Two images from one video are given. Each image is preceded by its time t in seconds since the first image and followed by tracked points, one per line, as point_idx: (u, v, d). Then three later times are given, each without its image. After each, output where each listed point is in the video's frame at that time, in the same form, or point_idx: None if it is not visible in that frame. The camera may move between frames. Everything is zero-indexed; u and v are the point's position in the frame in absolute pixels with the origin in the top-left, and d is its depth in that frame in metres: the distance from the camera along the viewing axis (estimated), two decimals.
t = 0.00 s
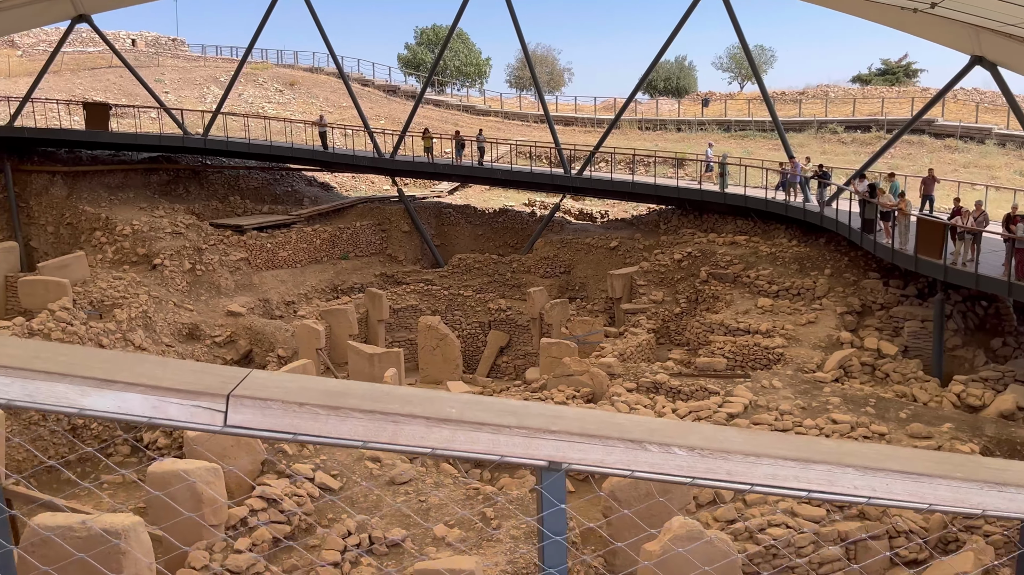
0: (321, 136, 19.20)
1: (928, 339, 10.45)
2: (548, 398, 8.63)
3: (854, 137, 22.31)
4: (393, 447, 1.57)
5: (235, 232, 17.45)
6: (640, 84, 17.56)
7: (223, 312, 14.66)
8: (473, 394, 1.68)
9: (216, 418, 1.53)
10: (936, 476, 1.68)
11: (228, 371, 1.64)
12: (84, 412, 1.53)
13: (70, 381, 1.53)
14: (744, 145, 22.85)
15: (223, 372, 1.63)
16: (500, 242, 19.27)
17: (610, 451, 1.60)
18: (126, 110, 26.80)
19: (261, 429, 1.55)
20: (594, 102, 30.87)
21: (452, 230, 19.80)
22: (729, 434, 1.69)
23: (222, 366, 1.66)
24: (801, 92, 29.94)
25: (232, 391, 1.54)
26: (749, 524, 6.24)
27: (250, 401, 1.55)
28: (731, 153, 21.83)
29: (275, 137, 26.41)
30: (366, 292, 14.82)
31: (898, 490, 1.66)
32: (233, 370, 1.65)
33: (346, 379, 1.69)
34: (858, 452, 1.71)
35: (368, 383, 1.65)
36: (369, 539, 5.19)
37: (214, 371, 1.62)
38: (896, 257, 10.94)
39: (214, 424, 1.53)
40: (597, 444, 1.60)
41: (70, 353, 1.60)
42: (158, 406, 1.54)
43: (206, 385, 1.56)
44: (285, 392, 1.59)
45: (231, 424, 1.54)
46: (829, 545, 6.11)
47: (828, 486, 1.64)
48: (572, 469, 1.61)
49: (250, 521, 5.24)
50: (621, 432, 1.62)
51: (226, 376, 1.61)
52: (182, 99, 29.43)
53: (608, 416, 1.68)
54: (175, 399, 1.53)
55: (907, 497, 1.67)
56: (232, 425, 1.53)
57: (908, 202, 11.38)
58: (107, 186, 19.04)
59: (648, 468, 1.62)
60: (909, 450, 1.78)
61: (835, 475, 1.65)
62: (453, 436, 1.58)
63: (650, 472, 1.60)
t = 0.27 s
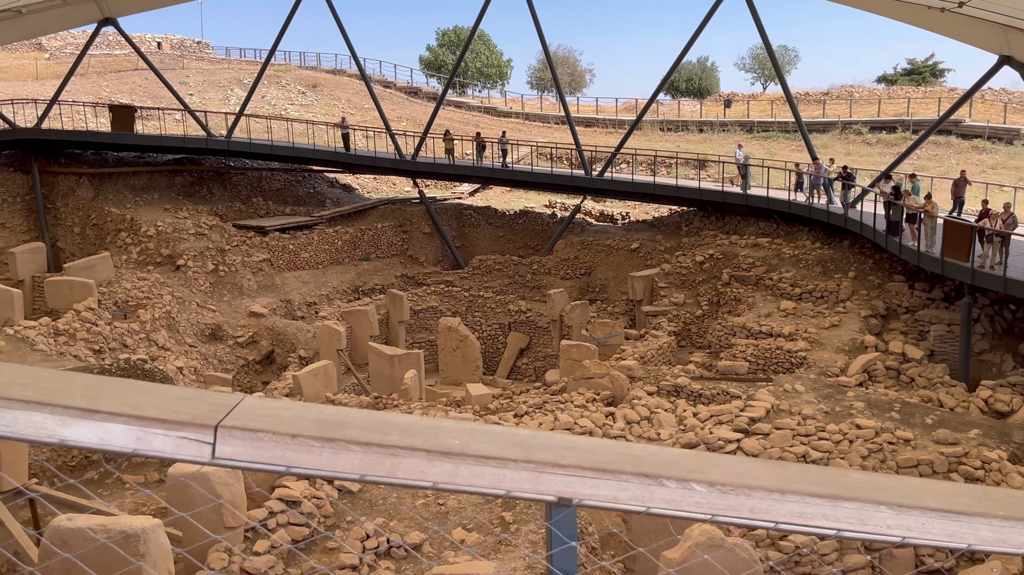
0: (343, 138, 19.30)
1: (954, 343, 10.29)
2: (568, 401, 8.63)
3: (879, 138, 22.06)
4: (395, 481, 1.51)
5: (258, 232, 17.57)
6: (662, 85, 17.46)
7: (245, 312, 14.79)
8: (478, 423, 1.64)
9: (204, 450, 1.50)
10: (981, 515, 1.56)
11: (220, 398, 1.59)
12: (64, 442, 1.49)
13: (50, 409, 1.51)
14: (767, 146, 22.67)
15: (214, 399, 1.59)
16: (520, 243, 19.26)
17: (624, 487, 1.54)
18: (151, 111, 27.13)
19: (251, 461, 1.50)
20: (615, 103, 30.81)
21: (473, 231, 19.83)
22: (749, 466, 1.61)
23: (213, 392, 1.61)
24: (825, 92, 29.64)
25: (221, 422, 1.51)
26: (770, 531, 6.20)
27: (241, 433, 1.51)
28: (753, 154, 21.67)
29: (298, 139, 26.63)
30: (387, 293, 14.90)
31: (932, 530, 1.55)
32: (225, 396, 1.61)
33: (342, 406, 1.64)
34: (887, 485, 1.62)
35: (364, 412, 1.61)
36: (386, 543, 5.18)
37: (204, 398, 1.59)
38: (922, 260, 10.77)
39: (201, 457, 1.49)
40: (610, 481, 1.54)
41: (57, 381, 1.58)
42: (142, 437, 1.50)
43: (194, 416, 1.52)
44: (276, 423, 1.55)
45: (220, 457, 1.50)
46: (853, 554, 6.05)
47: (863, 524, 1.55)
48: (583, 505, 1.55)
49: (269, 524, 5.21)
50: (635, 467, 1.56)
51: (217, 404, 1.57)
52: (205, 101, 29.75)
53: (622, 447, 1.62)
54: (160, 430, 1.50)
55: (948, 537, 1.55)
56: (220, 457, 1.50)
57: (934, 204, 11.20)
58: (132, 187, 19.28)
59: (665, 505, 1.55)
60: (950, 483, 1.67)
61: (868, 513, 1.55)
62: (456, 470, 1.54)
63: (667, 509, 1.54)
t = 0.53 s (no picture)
0: (354, 138, 19.31)
1: (969, 346, 10.18)
2: (578, 403, 8.58)
3: (893, 138, 21.87)
4: (392, 514, 1.48)
5: (269, 232, 17.62)
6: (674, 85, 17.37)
7: (255, 312, 14.82)
8: (482, 452, 1.60)
9: (188, 481, 1.48)
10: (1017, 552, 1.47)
11: (209, 426, 1.59)
12: (41, 474, 1.48)
13: (26, 440, 1.50)
14: (780, 146, 22.52)
15: (203, 427, 1.59)
16: (530, 243, 19.22)
17: (636, 522, 1.50)
18: (163, 111, 27.23)
19: (240, 493, 1.49)
20: (627, 103, 30.69)
21: (483, 231, 19.80)
22: (769, 500, 1.56)
23: (201, 419, 1.62)
24: (838, 92, 29.42)
25: (205, 452, 1.50)
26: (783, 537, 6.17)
27: (228, 464, 1.50)
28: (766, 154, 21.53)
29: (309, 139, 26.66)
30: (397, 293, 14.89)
31: (964, 567, 1.47)
32: (215, 424, 1.61)
33: (336, 435, 1.63)
34: (917, 522, 1.54)
35: (356, 439, 1.60)
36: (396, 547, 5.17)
37: (191, 425, 1.59)
38: (936, 262, 10.66)
39: (185, 488, 1.47)
40: (622, 516, 1.50)
41: (44, 409, 1.59)
42: (122, 468, 1.49)
43: (178, 445, 1.51)
44: (265, 452, 1.54)
45: (205, 488, 1.48)
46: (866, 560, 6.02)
47: (892, 560, 1.49)
48: (593, 541, 1.50)
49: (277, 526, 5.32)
50: (648, 501, 1.52)
51: (204, 433, 1.56)
52: (217, 101, 29.86)
53: (635, 479, 1.58)
54: (141, 461, 1.49)
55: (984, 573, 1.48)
56: (206, 488, 1.48)
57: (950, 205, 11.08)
58: (144, 187, 19.38)
59: (680, 540, 1.49)
60: (989, 520, 1.58)
61: (897, 549, 1.49)
62: (457, 503, 1.50)
63: (682, 545, 1.48)
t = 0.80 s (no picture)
0: (353, 137, 19.26)
1: (969, 346, 10.17)
2: (577, 403, 8.56)
3: (892, 137, 21.87)
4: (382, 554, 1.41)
5: (267, 231, 17.59)
6: (673, 84, 17.34)
7: (253, 311, 14.79)
8: (481, 481, 1.54)
9: (161, 516, 1.42)
10: None
11: (186, 455, 1.53)
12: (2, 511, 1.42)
13: None
14: (779, 146, 22.52)
15: (178, 456, 1.53)
16: (529, 242, 19.20)
17: (648, 560, 1.43)
18: (161, 109, 27.19)
19: (217, 528, 1.42)
20: (626, 102, 30.69)
21: (482, 231, 19.78)
22: (789, 533, 1.48)
23: (177, 446, 1.56)
24: (838, 92, 29.43)
25: (178, 486, 1.43)
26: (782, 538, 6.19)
27: (204, 498, 1.44)
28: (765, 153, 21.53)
29: (308, 137, 26.62)
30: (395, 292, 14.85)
31: None
32: (193, 451, 1.55)
33: (321, 463, 1.57)
34: (950, 557, 1.43)
35: (343, 469, 1.53)
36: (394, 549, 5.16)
37: (166, 453, 1.53)
38: (936, 262, 10.64)
39: (159, 523, 1.41)
40: (633, 551, 1.44)
41: (6, 436, 1.53)
42: (87, 502, 1.43)
43: (151, 478, 1.45)
44: (244, 485, 1.48)
45: (178, 524, 1.41)
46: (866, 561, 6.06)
47: None
48: None
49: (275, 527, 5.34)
50: (660, 536, 1.45)
51: (179, 463, 1.50)
52: (216, 99, 29.83)
53: (646, 511, 1.52)
54: (109, 495, 1.43)
55: None
56: (180, 524, 1.41)
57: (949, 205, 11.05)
58: (142, 185, 19.34)
59: None
60: None
61: None
62: (453, 540, 1.43)
63: None
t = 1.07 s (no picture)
0: (338, 133, 19.12)
1: (953, 343, 10.23)
2: (565, 402, 8.53)
3: (876, 135, 22.01)
4: None
5: (251, 228, 17.43)
6: (659, 81, 17.33)
7: (237, 309, 14.65)
8: (476, 518, 1.38)
9: (117, 564, 1.27)
10: None
11: (149, 491, 1.40)
12: None
13: None
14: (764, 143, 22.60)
15: (140, 492, 1.40)
16: (515, 239, 19.15)
17: None
18: (143, 105, 26.89)
19: None
20: (612, 99, 30.71)
21: (468, 228, 19.72)
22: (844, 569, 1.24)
23: (139, 482, 1.43)
24: (821, 90, 29.61)
25: (136, 528, 1.29)
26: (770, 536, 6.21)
27: (167, 543, 1.29)
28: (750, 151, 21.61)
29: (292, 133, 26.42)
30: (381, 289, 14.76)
31: None
32: (157, 486, 1.43)
33: (300, 499, 1.42)
34: None
35: (321, 504, 1.39)
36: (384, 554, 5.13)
37: (127, 489, 1.40)
38: (921, 259, 10.68)
39: (114, 573, 1.27)
40: None
41: None
42: (36, 550, 1.30)
43: (106, 521, 1.32)
44: (213, 527, 1.34)
45: (137, 573, 1.26)
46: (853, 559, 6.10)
47: None
48: None
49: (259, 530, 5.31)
50: None
51: (139, 501, 1.37)
52: (199, 95, 29.55)
53: (661, 547, 1.32)
54: (60, 542, 1.30)
55: None
56: (138, 573, 1.26)
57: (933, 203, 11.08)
58: (124, 182, 19.10)
59: None
60: None
61: None
62: None
63: None
